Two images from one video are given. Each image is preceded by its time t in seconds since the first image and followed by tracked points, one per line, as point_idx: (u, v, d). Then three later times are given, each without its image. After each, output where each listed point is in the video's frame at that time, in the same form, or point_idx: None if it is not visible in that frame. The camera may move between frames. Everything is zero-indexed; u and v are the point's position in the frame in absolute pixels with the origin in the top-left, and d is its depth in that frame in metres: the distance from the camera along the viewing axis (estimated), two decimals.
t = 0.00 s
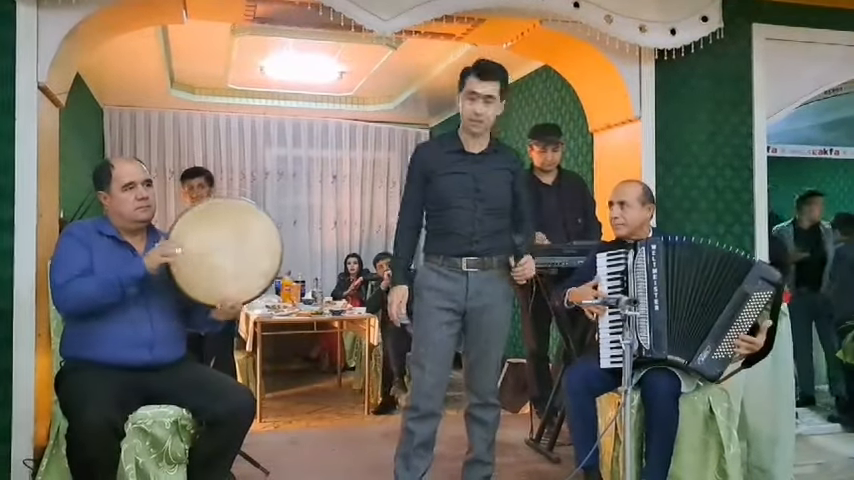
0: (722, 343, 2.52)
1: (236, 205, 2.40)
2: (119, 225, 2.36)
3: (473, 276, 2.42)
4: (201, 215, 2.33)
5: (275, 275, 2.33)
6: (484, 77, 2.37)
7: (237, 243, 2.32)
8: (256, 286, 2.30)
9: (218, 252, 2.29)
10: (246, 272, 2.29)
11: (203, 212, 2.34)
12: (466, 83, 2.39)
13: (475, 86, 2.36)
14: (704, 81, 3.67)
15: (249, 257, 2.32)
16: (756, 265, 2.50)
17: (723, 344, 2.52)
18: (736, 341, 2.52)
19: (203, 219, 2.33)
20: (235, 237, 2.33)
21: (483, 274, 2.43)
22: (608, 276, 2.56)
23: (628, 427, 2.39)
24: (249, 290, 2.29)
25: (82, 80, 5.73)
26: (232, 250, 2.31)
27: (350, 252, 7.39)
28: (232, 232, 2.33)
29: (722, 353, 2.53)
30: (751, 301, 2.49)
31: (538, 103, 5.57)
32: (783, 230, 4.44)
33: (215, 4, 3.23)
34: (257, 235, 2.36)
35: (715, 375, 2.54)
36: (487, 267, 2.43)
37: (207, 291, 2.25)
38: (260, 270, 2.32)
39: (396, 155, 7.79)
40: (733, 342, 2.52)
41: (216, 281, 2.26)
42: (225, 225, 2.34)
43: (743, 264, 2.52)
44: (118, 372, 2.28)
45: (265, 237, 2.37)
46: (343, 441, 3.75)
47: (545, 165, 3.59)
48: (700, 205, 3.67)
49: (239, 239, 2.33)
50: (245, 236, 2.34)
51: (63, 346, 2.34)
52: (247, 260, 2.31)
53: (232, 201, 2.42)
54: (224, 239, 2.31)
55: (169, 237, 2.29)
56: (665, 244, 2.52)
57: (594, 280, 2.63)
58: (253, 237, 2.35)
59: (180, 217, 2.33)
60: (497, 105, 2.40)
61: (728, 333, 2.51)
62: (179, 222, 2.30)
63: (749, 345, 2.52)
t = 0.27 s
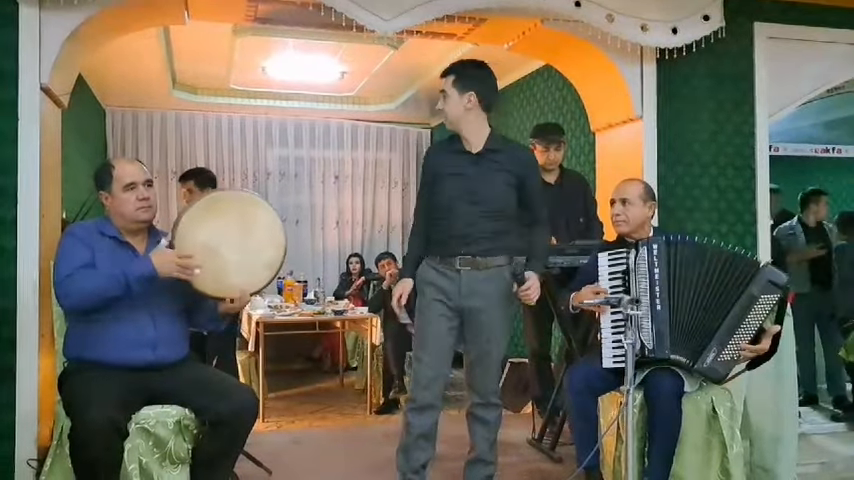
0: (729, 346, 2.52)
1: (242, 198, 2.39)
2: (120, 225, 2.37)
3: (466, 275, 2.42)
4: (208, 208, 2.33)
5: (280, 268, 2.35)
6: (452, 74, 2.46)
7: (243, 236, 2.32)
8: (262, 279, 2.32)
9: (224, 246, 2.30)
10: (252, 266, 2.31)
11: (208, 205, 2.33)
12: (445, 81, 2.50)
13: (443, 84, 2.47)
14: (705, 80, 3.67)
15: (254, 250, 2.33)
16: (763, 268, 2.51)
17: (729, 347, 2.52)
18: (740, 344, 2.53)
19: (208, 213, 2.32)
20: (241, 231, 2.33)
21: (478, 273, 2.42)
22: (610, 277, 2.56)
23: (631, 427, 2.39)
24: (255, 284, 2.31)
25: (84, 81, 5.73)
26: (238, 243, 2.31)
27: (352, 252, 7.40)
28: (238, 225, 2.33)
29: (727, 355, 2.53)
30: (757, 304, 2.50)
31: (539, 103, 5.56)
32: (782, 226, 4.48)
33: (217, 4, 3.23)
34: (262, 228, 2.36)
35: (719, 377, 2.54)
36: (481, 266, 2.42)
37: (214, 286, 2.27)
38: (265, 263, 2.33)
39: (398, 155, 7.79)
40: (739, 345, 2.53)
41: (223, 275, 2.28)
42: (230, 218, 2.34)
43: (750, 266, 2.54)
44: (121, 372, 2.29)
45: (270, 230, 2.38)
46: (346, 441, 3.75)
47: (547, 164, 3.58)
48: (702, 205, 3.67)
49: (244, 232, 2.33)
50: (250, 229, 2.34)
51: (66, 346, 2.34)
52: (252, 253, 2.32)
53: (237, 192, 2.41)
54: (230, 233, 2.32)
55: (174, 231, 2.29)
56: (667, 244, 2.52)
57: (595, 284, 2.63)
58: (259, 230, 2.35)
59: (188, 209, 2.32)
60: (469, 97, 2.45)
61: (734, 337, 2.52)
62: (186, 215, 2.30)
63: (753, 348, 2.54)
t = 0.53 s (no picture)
0: (740, 349, 2.51)
1: (238, 212, 2.40)
2: (123, 225, 2.38)
3: (453, 274, 2.47)
4: (204, 222, 2.34)
5: (279, 279, 2.34)
6: (436, 75, 2.51)
7: (240, 249, 2.33)
8: (261, 290, 2.31)
9: (221, 259, 2.30)
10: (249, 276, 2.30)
11: (203, 219, 2.35)
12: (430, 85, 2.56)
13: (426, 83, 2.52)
14: (708, 78, 3.66)
15: (251, 263, 2.33)
16: (774, 270, 2.54)
17: (739, 349, 2.51)
18: (751, 347, 2.52)
19: (203, 227, 2.34)
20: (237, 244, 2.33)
21: (464, 272, 2.46)
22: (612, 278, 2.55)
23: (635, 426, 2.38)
24: (254, 295, 2.30)
25: (87, 82, 5.74)
26: (234, 256, 2.32)
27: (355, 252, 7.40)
28: (234, 238, 2.34)
29: (739, 357, 2.51)
30: (767, 306, 2.51)
31: (542, 102, 5.56)
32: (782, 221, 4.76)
33: (219, 4, 3.23)
34: (257, 241, 2.36)
35: (731, 379, 2.53)
36: (467, 266, 2.46)
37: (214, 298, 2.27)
38: (262, 274, 2.32)
39: (400, 155, 7.79)
40: (750, 347, 2.52)
41: (221, 287, 2.28)
42: (225, 232, 2.34)
43: (760, 268, 2.56)
44: (125, 372, 2.29)
45: (267, 242, 2.37)
46: (349, 441, 3.75)
47: (551, 162, 3.58)
48: (705, 203, 3.67)
49: (240, 246, 2.34)
50: (246, 242, 2.35)
51: (70, 346, 2.35)
52: (248, 267, 2.32)
53: (235, 206, 2.43)
54: (227, 246, 2.32)
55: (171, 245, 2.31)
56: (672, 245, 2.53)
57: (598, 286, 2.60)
58: (255, 243, 2.35)
59: (185, 223, 2.34)
60: (447, 98, 2.51)
61: (745, 338, 2.51)
62: (182, 229, 2.32)
63: (762, 350, 2.55)
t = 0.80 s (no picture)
0: (754, 333, 2.52)
1: (246, 203, 2.40)
2: (127, 224, 2.38)
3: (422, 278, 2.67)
4: (212, 213, 2.34)
5: (287, 271, 2.35)
6: (409, 85, 2.64)
7: (248, 240, 2.34)
8: (270, 281, 2.32)
9: (229, 250, 2.31)
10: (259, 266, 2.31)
11: (210, 211, 2.34)
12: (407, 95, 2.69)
13: (402, 94, 2.66)
14: (712, 77, 3.66)
15: (260, 253, 2.34)
16: (755, 248, 2.56)
17: (754, 334, 2.51)
18: (763, 328, 2.54)
19: (210, 218, 2.33)
20: (246, 235, 2.34)
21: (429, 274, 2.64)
22: (613, 279, 2.57)
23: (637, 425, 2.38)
24: (263, 286, 2.31)
25: (90, 82, 5.75)
26: (243, 247, 2.33)
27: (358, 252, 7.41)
28: (242, 230, 2.35)
29: (757, 342, 2.52)
30: (761, 283, 2.53)
31: (544, 101, 5.55)
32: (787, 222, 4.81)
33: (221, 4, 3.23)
34: (266, 232, 2.37)
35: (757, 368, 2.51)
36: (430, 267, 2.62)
37: (223, 290, 2.27)
38: (271, 264, 2.34)
39: (402, 155, 7.79)
40: (762, 326, 2.53)
41: (230, 279, 2.29)
42: (234, 223, 2.35)
43: (744, 249, 2.57)
44: (129, 371, 2.30)
45: (275, 234, 2.38)
46: (353, 441, 3.75)
47: (554, 161, 3.56)
48: (708, 202, 3.66)
49: (248, 236, 2.34)
50: (254, 232, 2.36)
51: (74, 345, 2.36)
52: (258, 257, 2.33)
53: (242, 197, 2.42)
54: (235, 238, 2.33)
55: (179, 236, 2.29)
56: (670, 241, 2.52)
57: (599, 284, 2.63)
58: (263, 234, 2.36)
59: (192, 214, 2.33)
60: (416, 105, 2.62)
61: (755, 322, 2.52)
62: (190, 220, 2.30)
63: (772, 323, 2.56)
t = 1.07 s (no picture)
0: (756, 319, 2.52)
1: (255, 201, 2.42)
2: (135, 224, 2.40)
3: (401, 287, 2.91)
4: (221, 210, 2.36)
5: (291, 270, 2.36)
6: (381, 92, 2.89)
7: (255, 238, 2.35)
8: (273, 281, 2.33)
9: (235, 247, 2.32)
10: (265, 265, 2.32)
11: (216, 209, 2.36)
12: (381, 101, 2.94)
13: (375, 99, 2.91)
14: (717, 76, 3.65)
15: (266, 252, 2.35)
16: (730, 239, 2.52)
17: (755, 320, 2.52)
18: (763, 312, 2.54)
19: (216, 217, 2.35)
20: (253, 233, 2.35)
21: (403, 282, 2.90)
22: (619, 280, 2.57)
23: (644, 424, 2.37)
24: (266, 285, 2.33)
25: (96, 82, 5.77)
26: (249, 245, 2.34)
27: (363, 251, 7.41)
28: (250, 227, 2.36)
29: (761, 329, 2.52)
30: (748, 271, 2.52)
31: (550, 101, 5.55)
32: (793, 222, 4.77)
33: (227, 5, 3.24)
34: (273, 230, 2.38)
35: (769, 354, 2.52)
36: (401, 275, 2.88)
37: (225, 287, 2.29)
38: (277, 263, 2.35)
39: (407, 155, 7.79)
40: (762, 311, 2.53)
41: (235, 276, 2.30)
42: (241, 220, 2.36)
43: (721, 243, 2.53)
44: (136, 371, 2.31)
45: (282, 233, 2.39)
46: (358, 440, 3.76)
47: (559, 161, 3.57)
48: (714, 201, 3.65)
49: (255, 234, 2.36)
50: (261, 230, 2.37)
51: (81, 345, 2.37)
52: (263, 255, 2.34)
53: (251, 194, 2.44)
54: (242, 235, 2.34)
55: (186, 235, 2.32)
56: (676, 242, 2.50)
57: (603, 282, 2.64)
58: (270, 233, 2.38)
59: (202, 210, 2.36)
60: (384, 112, 2.87)
61: (753, 308, 2.52)
62: (199, 216, 2.34)
63: (771, 304, 2.55)
